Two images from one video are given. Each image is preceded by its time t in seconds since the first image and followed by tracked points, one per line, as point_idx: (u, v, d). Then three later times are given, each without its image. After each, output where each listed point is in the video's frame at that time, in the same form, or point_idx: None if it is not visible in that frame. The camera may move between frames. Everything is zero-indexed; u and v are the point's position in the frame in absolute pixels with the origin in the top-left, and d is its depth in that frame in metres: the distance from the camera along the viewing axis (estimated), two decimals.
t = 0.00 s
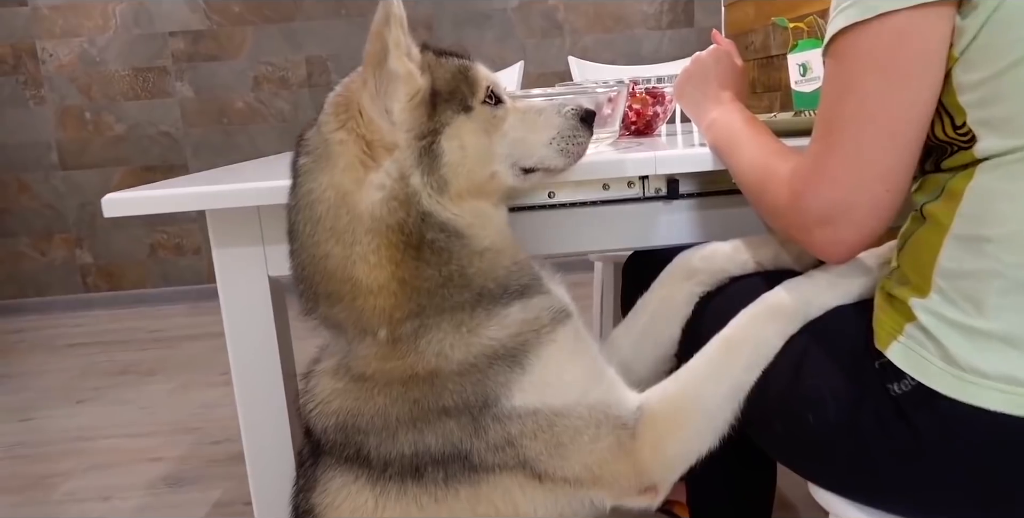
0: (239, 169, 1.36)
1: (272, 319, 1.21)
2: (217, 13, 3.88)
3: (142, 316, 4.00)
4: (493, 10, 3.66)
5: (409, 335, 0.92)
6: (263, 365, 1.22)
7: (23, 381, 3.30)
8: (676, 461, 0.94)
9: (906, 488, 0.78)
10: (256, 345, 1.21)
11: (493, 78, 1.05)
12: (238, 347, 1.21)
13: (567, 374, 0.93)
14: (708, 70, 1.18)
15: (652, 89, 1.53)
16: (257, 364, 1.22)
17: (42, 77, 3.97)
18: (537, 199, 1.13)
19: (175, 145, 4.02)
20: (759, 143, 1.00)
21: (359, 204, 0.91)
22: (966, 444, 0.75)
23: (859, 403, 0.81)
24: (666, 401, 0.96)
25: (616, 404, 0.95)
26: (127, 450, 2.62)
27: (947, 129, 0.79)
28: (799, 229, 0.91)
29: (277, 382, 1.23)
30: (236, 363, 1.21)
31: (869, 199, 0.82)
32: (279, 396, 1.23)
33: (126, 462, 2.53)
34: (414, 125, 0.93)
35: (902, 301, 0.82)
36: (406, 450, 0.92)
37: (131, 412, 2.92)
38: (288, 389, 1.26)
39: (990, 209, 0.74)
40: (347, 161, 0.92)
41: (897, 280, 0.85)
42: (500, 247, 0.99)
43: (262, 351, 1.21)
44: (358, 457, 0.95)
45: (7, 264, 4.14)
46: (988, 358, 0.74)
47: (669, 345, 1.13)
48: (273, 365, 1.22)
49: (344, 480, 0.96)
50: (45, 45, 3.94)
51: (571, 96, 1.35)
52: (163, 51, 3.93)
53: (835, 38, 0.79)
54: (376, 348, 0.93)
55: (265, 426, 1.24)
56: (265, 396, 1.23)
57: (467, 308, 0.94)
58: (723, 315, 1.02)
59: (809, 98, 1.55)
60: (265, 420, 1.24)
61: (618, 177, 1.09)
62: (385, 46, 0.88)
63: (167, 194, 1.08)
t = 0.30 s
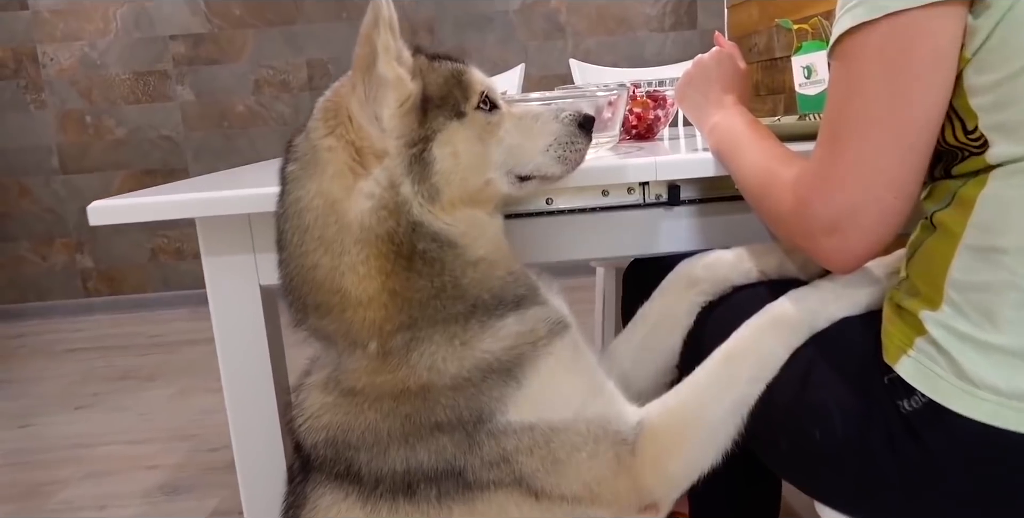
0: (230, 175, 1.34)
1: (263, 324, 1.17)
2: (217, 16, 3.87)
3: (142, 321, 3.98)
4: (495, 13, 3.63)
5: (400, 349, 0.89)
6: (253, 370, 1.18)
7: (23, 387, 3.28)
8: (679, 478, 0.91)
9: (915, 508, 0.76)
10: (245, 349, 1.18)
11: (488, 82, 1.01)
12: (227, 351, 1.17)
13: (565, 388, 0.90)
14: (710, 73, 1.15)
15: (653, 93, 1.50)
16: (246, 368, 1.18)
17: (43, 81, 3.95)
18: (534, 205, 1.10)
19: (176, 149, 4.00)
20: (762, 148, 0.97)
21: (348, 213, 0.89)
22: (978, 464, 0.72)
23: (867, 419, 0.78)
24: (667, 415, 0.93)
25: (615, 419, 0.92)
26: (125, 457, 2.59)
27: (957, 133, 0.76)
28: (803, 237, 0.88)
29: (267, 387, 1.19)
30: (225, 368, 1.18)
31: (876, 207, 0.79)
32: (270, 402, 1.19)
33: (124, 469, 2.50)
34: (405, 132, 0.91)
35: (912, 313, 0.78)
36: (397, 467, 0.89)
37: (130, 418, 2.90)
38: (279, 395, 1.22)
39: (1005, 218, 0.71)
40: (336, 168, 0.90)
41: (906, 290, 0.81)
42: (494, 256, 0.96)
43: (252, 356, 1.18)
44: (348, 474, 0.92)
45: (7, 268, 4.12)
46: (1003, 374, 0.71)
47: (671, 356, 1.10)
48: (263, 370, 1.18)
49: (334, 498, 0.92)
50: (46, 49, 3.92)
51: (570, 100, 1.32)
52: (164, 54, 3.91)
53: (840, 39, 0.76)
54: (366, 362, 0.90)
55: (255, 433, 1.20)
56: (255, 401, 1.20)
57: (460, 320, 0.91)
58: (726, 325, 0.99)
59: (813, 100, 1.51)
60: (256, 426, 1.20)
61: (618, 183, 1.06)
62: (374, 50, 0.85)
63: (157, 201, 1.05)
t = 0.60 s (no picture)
0: (221, 182, 1.30)
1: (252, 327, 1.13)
2: (218, 19, 3.84)
3: (142, 325, 3.95)
4: (496, 15, 3.60)
5: (390, 363, 0.86)
6: (242, 377, 1.14)
7: (21, 392, 3.25)
8: (680, 498, 0.88)
9: None
10: (234, 355, 1.14)
11: (484, 88, 0.98)
12: (215, 356, 1.13)
13: (561, 404, 0.86)
14: (712, 76, 1.12)
15: (655, 96, 1.46)
16: (235, 375, 1.14)
17: (43, 85, 3.93)
18: (531, 213, 1.07)
19: (176, 153, 3.97)
20: (766, 153, 0.93)
21: (335, 223, 0.86)
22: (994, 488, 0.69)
23: (876, 438, 0.75)
24: (668, 432, 0.89)
25: (614, 436, 0.89)
26: (121, 464, 2.56)
27: (971, 139, 0.72)
28: (810, 247, 0.84)
29: (257, 394, 1.15)
30: (213, 374, 1.14)
31: (885, 217, 0.75)
32: (260, 410, 1.15)
33: (120, 477, 2.47)
34: (394, 140, 0.87)
35: (924, 328, 0.75)
36: (387, 485, 0.85)
37: (127, 425, 2.86)
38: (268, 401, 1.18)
39: None
40: (323, 176, 0.87)
41: (918, 303, 0.78)
42: (487, 267, 0.94)
43: (241, 362, 1.14)
44: (336, 493, 0.87)
45: (7, 272, 4.09)
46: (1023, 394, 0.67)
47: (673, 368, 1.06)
48: (252, 376, 1.14)
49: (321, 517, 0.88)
50: (46, 52, 3.89)
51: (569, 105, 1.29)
52: (164, 58, 3.89)
53: (846, 41, 0.73)
54: (354, 376, 0.87)
55: (245, 441, 1.16)
56: (244, 408, 1.15)
57: (452, 334, 0.87)
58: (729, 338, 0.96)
59: (819, 104, 1.48)
60: (245, 434, 1.16)
61: (618, 190, 1.03)
62: (362, 54, 0.83)
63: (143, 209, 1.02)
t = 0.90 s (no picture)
0: (213, 186, 1.27)
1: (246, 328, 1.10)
2: (220, 22, 3.83)
3: (144, 329, 3.93)
4: (500, 17, 3.57)
5: (382, 377, 0.83)
6: (235, 383, 1.11)
7: (21, 397, 3.22)
8: None
9: None
10: (225, 356, 1.10)
11: (480, 89, 0.98)
12: (207, 361, 1.10)
13: (562, 419, 0.83)
14: (717, 77, 1.09)
15: (659, 99, 1.43)
16: (228, 376, 1.10)
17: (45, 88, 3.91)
18: (531, 218, 1.04)
19: (179, 156, 3.95)
20: (774, 157, 0.90)
21: (325, 231, 0.85)
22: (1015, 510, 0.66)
23: (892, 458, 0.71)
24: (672, 450, 0.86)
25: (617, 455, 0.85)
26: (121, 471, 2.53)
27: (990, 142, 0.69)
28: (821, 256, 0.80)
29: (250, 398, 1.11)
30: (203, 376, 1.10)
31: (901, 224, 0.72)
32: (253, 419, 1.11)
33: (118, 484, 2.44)
34: (385, 145, 0.87)
35: (942, 342, 0.71)
36: (379, 504, 0.82)
37: (127, 431, 2.84)
38: (261, 410, 1.15)
39: None
40: (313, 183, 0.86)
41: (935, 315, 0.74)
42: (487, 276, 0.93)
43: (234, 371, 1.11)
44: (326, 511, 0.84)
45: (10, 276, 4.08)
46: None
47: (678, 379, 1.03)
48: (246, 383, 1.11)
49: None
50: (48, 55, 3.87)
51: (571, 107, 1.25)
52: (166, 60, 3.86)
53: (854, 42, 0.69)
54: (345, 390, 0.84)
55: (237, 449, 1.12)
56: (236, 415, 1.12)
57: (447, 345, 0.85)
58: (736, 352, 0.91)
59: (827, 106, 1.44)
60: (237, 442, 1.13)
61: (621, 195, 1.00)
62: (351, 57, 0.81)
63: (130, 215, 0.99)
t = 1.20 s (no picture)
0: (207, 195, 1.24)
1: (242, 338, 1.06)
2: (225, 26, 3.81)
3: (149, 334, 3.92)
4: (505, 19, 3.54)
5: (376, 394, 0.81)
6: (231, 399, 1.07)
7: (25, 403, 3.21)
8: None
9: None
10: (221, 367, 1.06)
11: (479, 95, 0.95)
12: (202, 377, 1.06)
13: (565, 438, 0.80)
14: (727, 79, 1.05)
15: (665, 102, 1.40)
16: (223, 388, 1.07)
17: (50, 92, 3.89)
18: (533, 228, 1.01)
19: (183, 161, 3.93)
20: (786, 163, 0.86)
21: (317, 243, 0.83)
22: None
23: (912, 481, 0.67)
24: (679, 469, 0.82)
25: (622, 474, 0.82)
26: (123, 479, 2.51)
27: (1015, 150, 0.65)
28: (837, 266, 0.76)
29: (246, 411, 1.08)
30: (196, 386, 1.06)
31: (920, 235, 0.68)
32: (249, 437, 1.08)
33: (120, 492, 2.42)
34: (378, 155, 0.84)
35: (963, 359, 0.67)
36: None
37: (129, 437, 2.81)
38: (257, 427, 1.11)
39: None
40: (304, 192, 0.84)
41: (955, 330, 0.70)
42: (488, 288, 0.92)
43: (231, 388, 1.07)
44: None
45: (15, 281, 4.07)
46: None
47: (685, 395, 1.00)
48: (242, 399, 1.07)
49: None
50: (53, 59, 3.86)
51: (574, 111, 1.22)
52: (171, 64, 3.85)
53: (871, 44, 0.66)
54: (338, 408, 0.82)
55: (230, 468, 1.09)
56: (232, 433, 1.08)
57: (444, 361, 0.83)
58: (745, 369, 0.87)
59: (838, 109, 1.40)
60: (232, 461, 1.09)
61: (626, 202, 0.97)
62: (342, 63, 0.79)
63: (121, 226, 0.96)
